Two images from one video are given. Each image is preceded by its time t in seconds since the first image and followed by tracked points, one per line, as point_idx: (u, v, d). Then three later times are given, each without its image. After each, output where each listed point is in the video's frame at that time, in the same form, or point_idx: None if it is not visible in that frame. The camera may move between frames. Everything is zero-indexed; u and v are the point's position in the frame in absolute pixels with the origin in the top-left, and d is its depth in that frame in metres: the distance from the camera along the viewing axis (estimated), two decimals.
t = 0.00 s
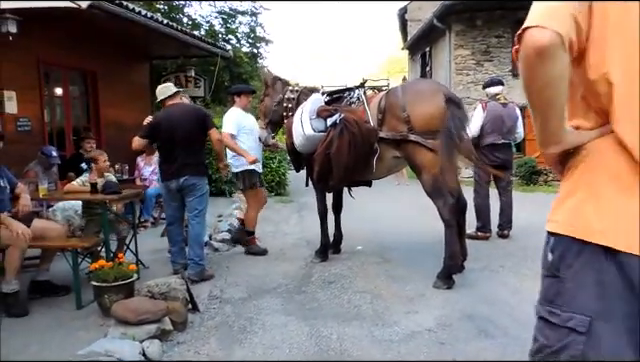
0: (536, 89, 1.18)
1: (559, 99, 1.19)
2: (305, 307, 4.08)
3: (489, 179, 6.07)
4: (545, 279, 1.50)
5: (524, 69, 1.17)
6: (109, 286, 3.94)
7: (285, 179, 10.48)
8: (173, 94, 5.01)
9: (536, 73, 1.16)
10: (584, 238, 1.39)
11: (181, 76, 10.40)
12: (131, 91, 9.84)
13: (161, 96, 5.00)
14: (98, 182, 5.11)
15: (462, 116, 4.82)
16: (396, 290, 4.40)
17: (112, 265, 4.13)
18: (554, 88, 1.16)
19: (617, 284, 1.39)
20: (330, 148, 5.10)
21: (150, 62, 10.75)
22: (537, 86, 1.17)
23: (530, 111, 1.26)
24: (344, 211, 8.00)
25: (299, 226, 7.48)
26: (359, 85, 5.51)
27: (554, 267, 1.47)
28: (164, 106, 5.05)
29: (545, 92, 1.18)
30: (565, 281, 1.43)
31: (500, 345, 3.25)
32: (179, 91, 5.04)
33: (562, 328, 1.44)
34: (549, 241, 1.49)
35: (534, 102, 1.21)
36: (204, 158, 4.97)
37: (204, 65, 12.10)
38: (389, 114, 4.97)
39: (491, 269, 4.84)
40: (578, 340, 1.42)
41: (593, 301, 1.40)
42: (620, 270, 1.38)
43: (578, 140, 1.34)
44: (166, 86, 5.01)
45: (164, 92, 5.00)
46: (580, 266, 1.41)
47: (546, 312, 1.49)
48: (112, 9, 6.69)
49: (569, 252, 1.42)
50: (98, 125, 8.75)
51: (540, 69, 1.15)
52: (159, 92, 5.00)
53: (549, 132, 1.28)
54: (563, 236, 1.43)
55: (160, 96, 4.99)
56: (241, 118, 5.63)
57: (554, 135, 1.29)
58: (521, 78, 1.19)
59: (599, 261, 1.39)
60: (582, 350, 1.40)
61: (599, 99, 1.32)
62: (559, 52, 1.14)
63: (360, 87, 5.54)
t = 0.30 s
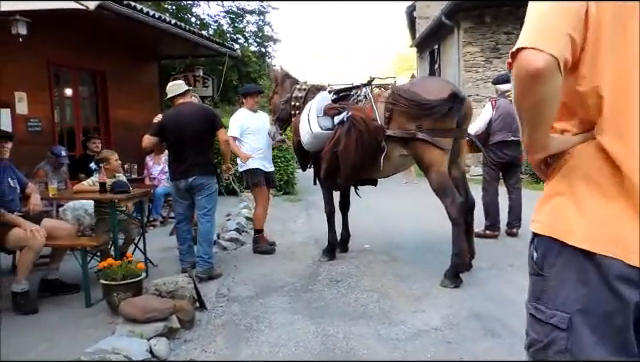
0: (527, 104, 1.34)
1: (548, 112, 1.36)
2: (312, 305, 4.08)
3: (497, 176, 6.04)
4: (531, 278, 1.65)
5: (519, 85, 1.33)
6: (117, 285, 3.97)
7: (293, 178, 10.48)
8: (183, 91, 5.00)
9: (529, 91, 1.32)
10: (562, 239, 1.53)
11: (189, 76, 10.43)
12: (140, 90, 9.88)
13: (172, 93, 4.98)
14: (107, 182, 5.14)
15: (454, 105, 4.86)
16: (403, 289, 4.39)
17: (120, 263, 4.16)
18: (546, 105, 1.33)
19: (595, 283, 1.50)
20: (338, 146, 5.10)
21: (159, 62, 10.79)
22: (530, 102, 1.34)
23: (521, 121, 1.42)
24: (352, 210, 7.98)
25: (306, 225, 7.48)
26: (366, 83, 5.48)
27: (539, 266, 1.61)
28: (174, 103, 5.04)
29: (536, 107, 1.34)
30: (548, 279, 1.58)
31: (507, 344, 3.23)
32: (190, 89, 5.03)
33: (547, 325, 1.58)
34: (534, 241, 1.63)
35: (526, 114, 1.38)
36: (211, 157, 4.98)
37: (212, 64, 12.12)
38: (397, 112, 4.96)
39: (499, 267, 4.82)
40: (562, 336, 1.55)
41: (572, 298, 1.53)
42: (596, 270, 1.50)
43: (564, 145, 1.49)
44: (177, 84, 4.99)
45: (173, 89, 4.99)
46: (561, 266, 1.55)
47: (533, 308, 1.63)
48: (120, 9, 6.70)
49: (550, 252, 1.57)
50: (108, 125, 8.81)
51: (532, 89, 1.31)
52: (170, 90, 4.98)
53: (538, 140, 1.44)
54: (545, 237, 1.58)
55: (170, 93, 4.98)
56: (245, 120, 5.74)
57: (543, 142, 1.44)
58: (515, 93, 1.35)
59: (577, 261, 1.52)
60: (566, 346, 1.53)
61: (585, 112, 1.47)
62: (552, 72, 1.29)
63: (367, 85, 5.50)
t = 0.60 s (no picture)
0: (530, 106, 1.33)
1: (551, 115, 1.35)
2: (319, 305, 4.08)
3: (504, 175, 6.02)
4: (537, 280, 1.64)
5: (522, 87, 1.32)
6: (125, 286, 3.99)
7: (299, 178, 10.47)
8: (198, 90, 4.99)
9: (532, 93, 1.31)
10: (568, 240, 1.52)
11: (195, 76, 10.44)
12: (146, 91, 9.92)
13: (188, 88, 4.99)
14: (114, 183, 5.17)
15: (469, 119, 4.72)
16: (409, 288, 4.38)
17: (127, 264, 4.19)
18: (549, 106, 1.32)
19: (604, 285, 1.53)
20: (342, 145, 5.05)
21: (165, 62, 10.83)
22: (532, 104, 1.33)
23: (524, 124, 1.41)
24: (358, 209, 7.97)
25: (313, 224, 7.48)
26: (371, 82, 5.48)
27: (545, 269, 1.61)
28: (185, 101, 5.04)
29: (538, 109, 1.33)
30: (555, 282, 1.58)
31: (514, 343, 3.22)
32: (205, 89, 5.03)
33: (554, 328, 1.58)
34: (539, 243, 1.63)
35: (528, 116, 1.37)
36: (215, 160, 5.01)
37: (218, 64, 12.16)
38: (401, 110, 4.96)
39: (506, 266, 4.80)
40: (570, 340, 1.55)
41: (580, 301, 1.54)
42: (605, 271, 1.52)
43: (568, 145, 1.47)
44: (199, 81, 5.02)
45: (190, 85, 5.00)
46: (568, 269, 1.55)
47: (539, 312, 1.63)
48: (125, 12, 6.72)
49: (557, 255, 1.56)
50: (114, 126, 8.85)
51: (535, 91, 1.30)
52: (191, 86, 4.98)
53: (542, 142, 1.42)
54: (550, 238, 1.57)
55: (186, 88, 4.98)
56: (248, 121, 5.78)
57: (546, 144, 1.43)
58: (517, 95, 1.34)
59: (585, 264, 1.52)
60: (575, 350, 1.53)
61: (589, 112, 1.46)
62: (555, 73, 1.28)
63: (372, 84, 5.50)
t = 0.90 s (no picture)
0: (539, 101, 1.32)
1: (560, 111, 1.34)
2: (323, 305, 4.08)
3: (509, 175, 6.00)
4: (545, 282, 1.62)
5: (530, 82, 1.31)
6: (130, 286, 4.01)
7: (304, 178, 10.48)
8: (207, 96, 5.05)
9: (541, 87, 1.30)
10: (580, 241, 1.51)
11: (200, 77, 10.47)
12: (152, 92, 9.96)
13: (198, 92, 5.04)
14: (119, 183, 5.20)
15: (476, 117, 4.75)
16: (414, 288, 4.37)
17: (132, 264, 4.20)
18: (557, 100, 1.31)
19: (616, 286, 1.52)
20: (346, 148, 5.04)
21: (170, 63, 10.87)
22: (540, 100, 1.32)
23: (532, 121, 1.40)
24: (363, 210, 7.97)
25: (318, 225, 7.48)
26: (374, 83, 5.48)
27: (554, 270, 1.59)
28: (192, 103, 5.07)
29: (548, 105, 1.33)
30: (565, 284, 1.56)
31: (520, 343, 3.21)
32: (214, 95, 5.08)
33: (564, 332, 1.57)
34: (549, 244, 1.61)
35: (537, 112, 1.36)
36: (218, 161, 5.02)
37: (223, 65, 12.19)
38: (405, 111, 4.94)
39: (510, 266, 4.79)
40: (582, 343, 1.54)
41: (592, 303, 1.52)
42: (617, 272, 1.51)
43: (576, 143, 1.47)
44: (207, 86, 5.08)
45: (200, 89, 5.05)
46: (580, 270, 1.53)
47: (547, 315, 1.62)
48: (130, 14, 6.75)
49: (567, 256, 1.55)
50: (120, 127, 8.89)
51: (544, 85, 1.29)
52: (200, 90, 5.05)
53: (551, 140, 1.42)
54: (561, 239, 1.56)
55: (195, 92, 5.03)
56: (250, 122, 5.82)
57: (555, 143, 1.42)
58: (525, 90, 1.33)
59: (596, 264, 1.51)
60: (586, 353, 1.53)
61: (597, 109, 1.46)
62: (564, 66, 1.28)
63: (376, 85, 5.50)
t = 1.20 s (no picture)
0: (544, 102, 1.32)
1: (564, 112, 1.34)
2: (323, 306, 4.08)
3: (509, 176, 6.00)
4: (548, 285, 1.62)
5: (535, 82, 1.31)
6: (130, 286, 4.00)
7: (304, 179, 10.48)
8: (206, 95, 5.05)
9: (546, 87, 1.30)
10: (583, 243, 1.51)
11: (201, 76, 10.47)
12: (153, 91, 9.96)
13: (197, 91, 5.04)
14: (119, 182, 5.19)
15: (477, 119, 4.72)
16: (414, 289, 4.37)
17: (132, 264, 4.20)
18: (562, 101, 1.31)
19: (620, 287, 1.52)
20: (346, 147, 5.02)
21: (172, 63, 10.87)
22: (545, 100, 1.32)
23: (535, 123, 1.40)
24: (363, 210, 7.96)
25: (318, 225, 7.47)
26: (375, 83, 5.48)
27: (557, 273, 1.59)
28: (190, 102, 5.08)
29: (553, 105, 1.33)
30: (568, 286, 1.56)
31: (520, 345, 3.21)
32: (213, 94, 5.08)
33: (568, 335, 1.56)
34: (551, 247, 1.61)
35: (541, 113, 1.36)
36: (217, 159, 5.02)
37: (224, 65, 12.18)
38: (405, 112, 4.94)
39: (511, 268, 4.78)
40: (587, 346, 1.53)
41: (596, 306, 1.52)
42: (621, 273, 1.52)
43: (578, 146, 1.47)
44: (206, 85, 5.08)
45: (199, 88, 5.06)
46: (584, 272, 1.53)
47: (550, 318, 1.62)
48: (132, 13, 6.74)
49: (571, 258, 1.55)
50: (121, 126, 8.89)
51: (549, 85, 1.29)
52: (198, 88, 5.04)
53: (554, 141, 1.41)
54: (564, 242, 1.56)
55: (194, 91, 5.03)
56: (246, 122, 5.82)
57: (558, 144, 1.42)
58: (530, 90, 1.33)
59: (601, 266, 1.51)
60: (591, 356, 1.52)
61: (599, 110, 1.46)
62: (569, 65, 1.28)
63: (376, 85, 5.50)
